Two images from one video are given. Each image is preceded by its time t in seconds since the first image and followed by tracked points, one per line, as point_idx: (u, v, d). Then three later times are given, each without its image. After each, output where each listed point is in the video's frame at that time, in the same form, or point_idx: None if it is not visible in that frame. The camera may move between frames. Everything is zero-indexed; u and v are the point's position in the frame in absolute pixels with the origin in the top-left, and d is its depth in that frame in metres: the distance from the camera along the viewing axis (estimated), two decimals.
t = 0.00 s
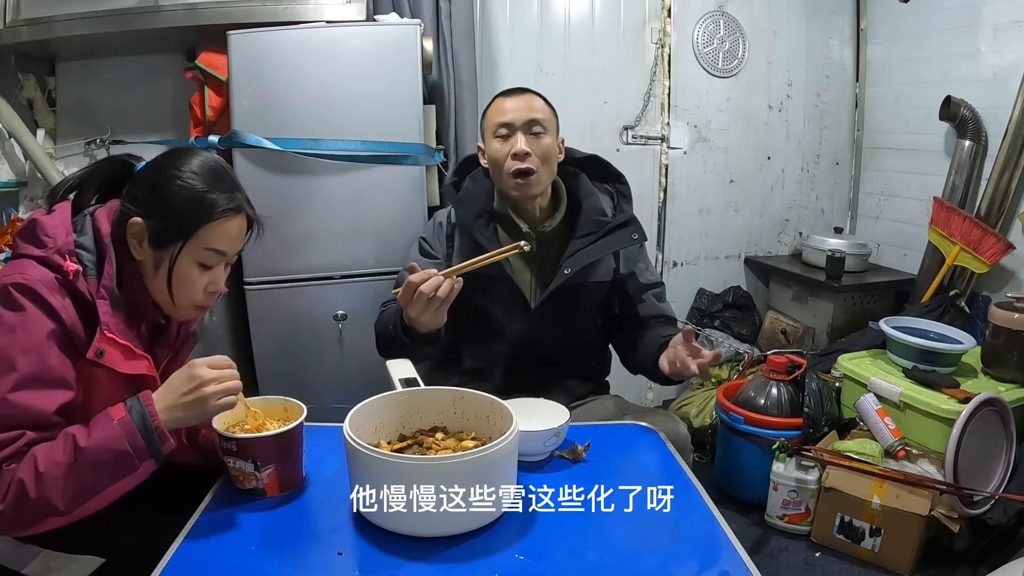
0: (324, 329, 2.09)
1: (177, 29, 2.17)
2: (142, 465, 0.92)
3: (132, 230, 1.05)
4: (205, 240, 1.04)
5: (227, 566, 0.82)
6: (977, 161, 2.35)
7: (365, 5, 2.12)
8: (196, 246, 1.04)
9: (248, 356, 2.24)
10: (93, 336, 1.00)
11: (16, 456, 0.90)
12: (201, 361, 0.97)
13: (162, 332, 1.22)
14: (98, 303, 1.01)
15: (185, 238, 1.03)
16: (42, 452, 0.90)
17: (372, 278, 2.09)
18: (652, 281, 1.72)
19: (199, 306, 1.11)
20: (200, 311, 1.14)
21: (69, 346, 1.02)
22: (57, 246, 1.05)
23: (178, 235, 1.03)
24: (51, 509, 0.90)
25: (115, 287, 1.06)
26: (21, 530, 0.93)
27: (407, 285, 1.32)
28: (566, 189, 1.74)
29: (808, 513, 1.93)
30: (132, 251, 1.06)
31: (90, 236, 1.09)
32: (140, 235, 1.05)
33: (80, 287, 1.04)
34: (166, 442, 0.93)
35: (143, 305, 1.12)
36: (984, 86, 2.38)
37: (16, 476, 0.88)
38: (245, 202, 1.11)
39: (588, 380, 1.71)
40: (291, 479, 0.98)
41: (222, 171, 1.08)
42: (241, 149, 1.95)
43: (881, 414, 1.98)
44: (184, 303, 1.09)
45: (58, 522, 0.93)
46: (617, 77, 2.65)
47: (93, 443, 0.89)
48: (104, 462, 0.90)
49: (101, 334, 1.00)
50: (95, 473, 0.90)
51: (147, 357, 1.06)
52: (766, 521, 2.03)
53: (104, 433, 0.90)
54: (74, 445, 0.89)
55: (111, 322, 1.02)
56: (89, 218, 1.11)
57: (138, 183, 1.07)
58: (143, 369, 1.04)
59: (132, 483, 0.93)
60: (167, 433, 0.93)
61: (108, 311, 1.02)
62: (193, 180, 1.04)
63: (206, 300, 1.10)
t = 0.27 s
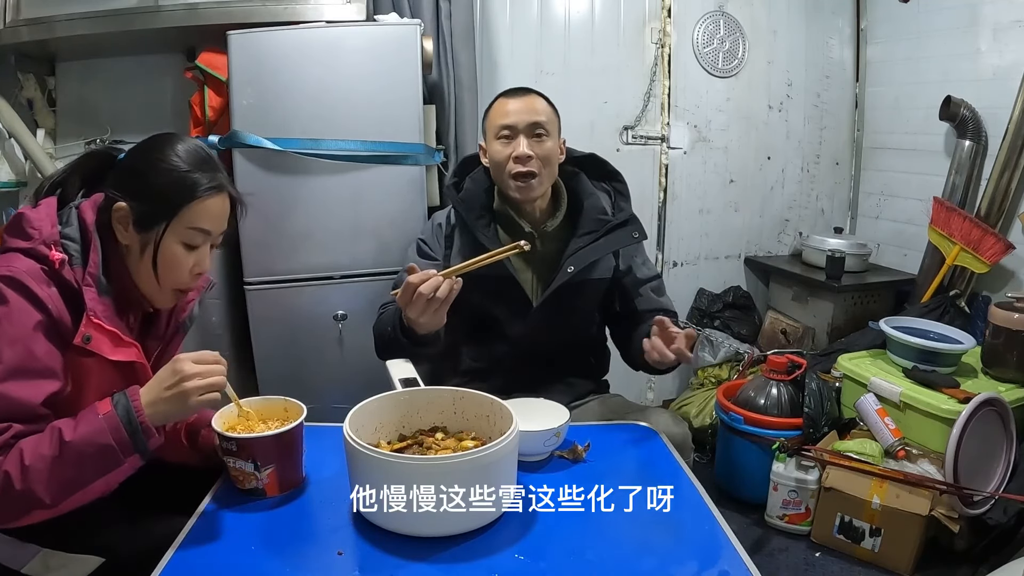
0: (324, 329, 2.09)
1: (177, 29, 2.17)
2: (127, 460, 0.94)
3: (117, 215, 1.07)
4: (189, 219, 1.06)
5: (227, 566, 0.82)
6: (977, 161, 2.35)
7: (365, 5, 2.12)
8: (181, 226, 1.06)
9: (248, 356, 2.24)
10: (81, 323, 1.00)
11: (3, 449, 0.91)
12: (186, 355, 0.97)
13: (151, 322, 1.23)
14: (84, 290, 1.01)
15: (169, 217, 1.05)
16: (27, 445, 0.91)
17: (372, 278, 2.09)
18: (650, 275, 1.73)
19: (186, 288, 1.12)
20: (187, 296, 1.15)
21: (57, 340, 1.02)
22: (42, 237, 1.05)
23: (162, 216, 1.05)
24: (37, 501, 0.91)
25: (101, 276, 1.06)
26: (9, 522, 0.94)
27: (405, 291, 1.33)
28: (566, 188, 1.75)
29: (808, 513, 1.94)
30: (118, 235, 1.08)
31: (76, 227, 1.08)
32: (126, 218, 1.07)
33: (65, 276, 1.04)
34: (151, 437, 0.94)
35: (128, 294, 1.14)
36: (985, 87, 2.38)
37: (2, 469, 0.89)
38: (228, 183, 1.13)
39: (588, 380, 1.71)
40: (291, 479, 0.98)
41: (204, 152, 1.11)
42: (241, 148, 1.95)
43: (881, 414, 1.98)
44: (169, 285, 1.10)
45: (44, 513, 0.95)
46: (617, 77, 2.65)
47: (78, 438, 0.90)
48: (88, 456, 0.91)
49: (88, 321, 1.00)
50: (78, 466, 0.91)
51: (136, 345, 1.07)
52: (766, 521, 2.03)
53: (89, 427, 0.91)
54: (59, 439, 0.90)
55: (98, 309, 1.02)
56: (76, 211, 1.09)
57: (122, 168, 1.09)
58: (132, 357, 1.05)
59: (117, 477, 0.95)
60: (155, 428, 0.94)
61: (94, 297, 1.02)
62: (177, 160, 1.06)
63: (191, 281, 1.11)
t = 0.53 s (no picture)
0: (324, 329, 2.09)
1: (177, 29, 2.17)
2: (134, 471, 0.93)
3: (102, 204, 1.08)
4: (174, 205, 1.07)
5: (227, 566, 0.82)
6: (977, 161, 2.35)
7: (365, 5, 2.12)
8: (166, 212, 1.07)
9: (248, 356, 2.24)
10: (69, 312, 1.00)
11: (5, 448, 0.93)
12: (204, 382, 0.95)
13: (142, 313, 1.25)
14: (71, 279, 1.02)
15: (154, 203, 1.06)
16: (36, 448, 0.91)
17: (372, 278, 2.09)
18: (648, 282, 1.73)
19: (174, 275, 1.13)
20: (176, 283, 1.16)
21: (48, 334, 1.02)
22: (29, 231, 1.05)
23: (146, 201, 1.06)
24: (43, 504, 0.92)
25: (88, 267, 1.07)
26: (15, 522, 0.95)
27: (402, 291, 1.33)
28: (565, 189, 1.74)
29: (808, 513, 1.94)
30: (104, 224, 1.10)
31: (62, 221, 1.09)
32: (111, 206, 1.08)
33: (53, 266, 1.04)
34: (160, 449, 0.94)
35: (119, 285, 1.17)
36: (984, 87, 2.38)
37: (11, 472, 0.90)
38: (213, 169, 1.14)
39: (588, 380, 1.71)
40: (291, 479, 0.98)
41: (186, 138, 1.12)
42: (241, 149, 1.96)
43: (881, 414, 1.98)
44: (157, 272, 1.11)
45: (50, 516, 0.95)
46: (617, 77, 2.65)
47: (89, 448, 0.90)
48: (98, 465, 0.91)
49: (76, 310, 1.00)
50: (86, 475, 0.91)
51: (126, 335, 1.08)
52: (766, 521, 2.03)
53: (100, 437, 0.91)
54: (70, 446, 0.90)
55: (86, 299, 1.02)
56: (61, 205, 1.11)
57: (106, 157, 1.11)
58: (122, 347, 1.06)
59: (124, 485, 0.95)
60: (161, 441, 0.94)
61: (82, 287, 1.03)
62: (160, 147, 1.07)
63: (179, 268, 1.12)
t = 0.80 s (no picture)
0: (324, 329, 2.09)
1: (177, 29, 2.17)
2: (127, 481, 0.93)
3: (90, 195, 1.10)
4: (159, 192, 1.09)
5: (227, 566, 0.82)
6: (977, 161, 2.35)
7: (365, 5, 2.12)
8: (152, 199, 1.09)
9: (248, 356, 2.24)
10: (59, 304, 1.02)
11: None
12: (196, 425, 0.90)
13: (134, 306, 1.27)
14: (59, 271, 1.03)
15: (139, 191, 1.08)
16: (30, 451, 0.92)
17: (372, 278, 2.09)
18: (648, 271, 1.72)
19: (163, 264, 1.14)
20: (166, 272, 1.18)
21: (37, 328, 1.02)
22: (18, 227, 1.05)
23: (131, 189, 1.08)
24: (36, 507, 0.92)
25: (76, 259, 1.07)
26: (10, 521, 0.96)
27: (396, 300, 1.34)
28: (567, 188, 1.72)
29: (808, 513, 1.94)
30: (92, 215, 1.12)
31: (50, 216, 1.09)
32: (99, 198, 1.10)
33: (40, 260, 1.04)
34: (153, 463, 0.93)
35: (109, 278, 1.18)
36: (985, 87, 2.38)
37: (3, 474, 0.90)
38: (198, 157, 1.15)
39: (589, 380, 1.71)
40: (291, 479, 0.98)
41: (169, 124, 1.14)
42: (241, 149, 1.96)
43: (881, 414, 1.98)
44: (147, 261, 1.13)
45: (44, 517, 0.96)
46: (617, 77, 2.65)
47: (81, 455, 0.90)
48: (90, 473, 0.91)
49: (65, 302, 1.02)
50: (79, 482, 0.91)
51: (117, 328, 1.08)
52: (766, 521, 2.03)
53: (92, 446, 0.91)
54: (63, 452, 0.91)
55: (75, 290, 1.03)
56: (49, 201, 1.11)
57: (92, 148, 1.12)
58: (112, 339, 1.06)
59: (117, 493, 0.95)
60: (156, 453, 0.93)
61: (71, 279, 1.04)
62: (143, 135, 1.09)
63: (168, 255, 1.14)
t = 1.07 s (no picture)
0: (324, 329, 2.09)
1: (177, 29, 2.17)
2: (135, 477, 0.94)
3: (81, 191, 1.10)
4: (150, 185, 1.09)
5: (227, 566, 0.82)
6: (977, 161, 2.35)
7: (365, 5, 2.12)
8: (143, 192, 1.09)
9: (248, 356, 2.24)
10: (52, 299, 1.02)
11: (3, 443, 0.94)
12: (204, 396, 0.91)
13: (129, 304, 1.26)
14: (52, 267, 1.03)
15: (130, 184, 1.08)
16: (37, 447, 0.92)
17: (372, 278, 2.09)
18: (644, 281, 1.72)
19: (157, 258, 1.14)
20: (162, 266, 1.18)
21: (33, 323, 1.03)
22: (10, 224, 1.05)
23: (122, 183, 1.08)
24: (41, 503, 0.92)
25: (70, 255, 1.07)
26: (13, 519, 0.96)
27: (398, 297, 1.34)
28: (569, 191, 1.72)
29: (808, 513, 1.94)
30: (85, 211, 1.12)
31: (43, 213, 1.09)
32: (90, 193, 1.10)
33: (35, 256, 1.04)
34: (161, 458, 0.94)
35: (101, 271, 1.18)
36: (985, 87, 2.38)
37: (10, 469, 0.90)
38: (189, 150, 1.16)
39: (589, 381, 1.71)
40: (291, 479, 0.98)
41: (158, 118, 1.14)
42: (241, 148, 1.96)
43: (881, 414, 1.98)
44: (141, 256, 1.12)
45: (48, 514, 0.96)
46: (616, 77, 2.65)
47: (91, 450, 0.91)
48: (99, 468, 0.91)
49: (59, 297, 1.02)
50: (86, 478, 0.92)
51: (111, 322, 1.09)
52: (766, 521, 2.02)
53: (101, 441, 0.91)
54: (72, 447, 0.91)
55: (68, 285, 1.04)
56: (41, 197, 1.11)
57: (83, 143, 1.13)
58: (106, 334, 1.07)
59: (124, 488, 0.95)
60: (166, 449, 0.94)
61: (64, 274, 1.04)
62: (133, 129, 1.09)
63: (162, 249, 1.14)
